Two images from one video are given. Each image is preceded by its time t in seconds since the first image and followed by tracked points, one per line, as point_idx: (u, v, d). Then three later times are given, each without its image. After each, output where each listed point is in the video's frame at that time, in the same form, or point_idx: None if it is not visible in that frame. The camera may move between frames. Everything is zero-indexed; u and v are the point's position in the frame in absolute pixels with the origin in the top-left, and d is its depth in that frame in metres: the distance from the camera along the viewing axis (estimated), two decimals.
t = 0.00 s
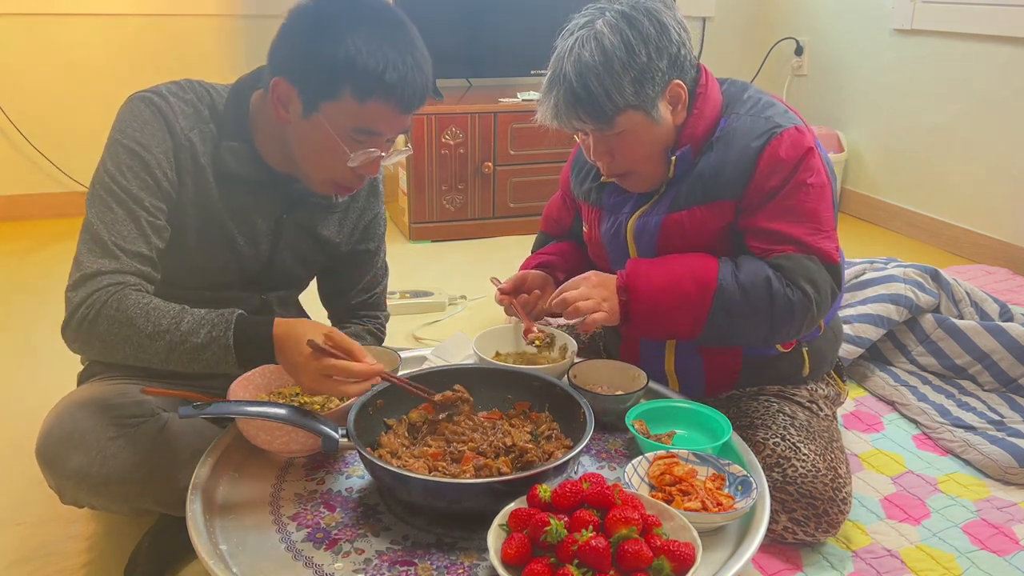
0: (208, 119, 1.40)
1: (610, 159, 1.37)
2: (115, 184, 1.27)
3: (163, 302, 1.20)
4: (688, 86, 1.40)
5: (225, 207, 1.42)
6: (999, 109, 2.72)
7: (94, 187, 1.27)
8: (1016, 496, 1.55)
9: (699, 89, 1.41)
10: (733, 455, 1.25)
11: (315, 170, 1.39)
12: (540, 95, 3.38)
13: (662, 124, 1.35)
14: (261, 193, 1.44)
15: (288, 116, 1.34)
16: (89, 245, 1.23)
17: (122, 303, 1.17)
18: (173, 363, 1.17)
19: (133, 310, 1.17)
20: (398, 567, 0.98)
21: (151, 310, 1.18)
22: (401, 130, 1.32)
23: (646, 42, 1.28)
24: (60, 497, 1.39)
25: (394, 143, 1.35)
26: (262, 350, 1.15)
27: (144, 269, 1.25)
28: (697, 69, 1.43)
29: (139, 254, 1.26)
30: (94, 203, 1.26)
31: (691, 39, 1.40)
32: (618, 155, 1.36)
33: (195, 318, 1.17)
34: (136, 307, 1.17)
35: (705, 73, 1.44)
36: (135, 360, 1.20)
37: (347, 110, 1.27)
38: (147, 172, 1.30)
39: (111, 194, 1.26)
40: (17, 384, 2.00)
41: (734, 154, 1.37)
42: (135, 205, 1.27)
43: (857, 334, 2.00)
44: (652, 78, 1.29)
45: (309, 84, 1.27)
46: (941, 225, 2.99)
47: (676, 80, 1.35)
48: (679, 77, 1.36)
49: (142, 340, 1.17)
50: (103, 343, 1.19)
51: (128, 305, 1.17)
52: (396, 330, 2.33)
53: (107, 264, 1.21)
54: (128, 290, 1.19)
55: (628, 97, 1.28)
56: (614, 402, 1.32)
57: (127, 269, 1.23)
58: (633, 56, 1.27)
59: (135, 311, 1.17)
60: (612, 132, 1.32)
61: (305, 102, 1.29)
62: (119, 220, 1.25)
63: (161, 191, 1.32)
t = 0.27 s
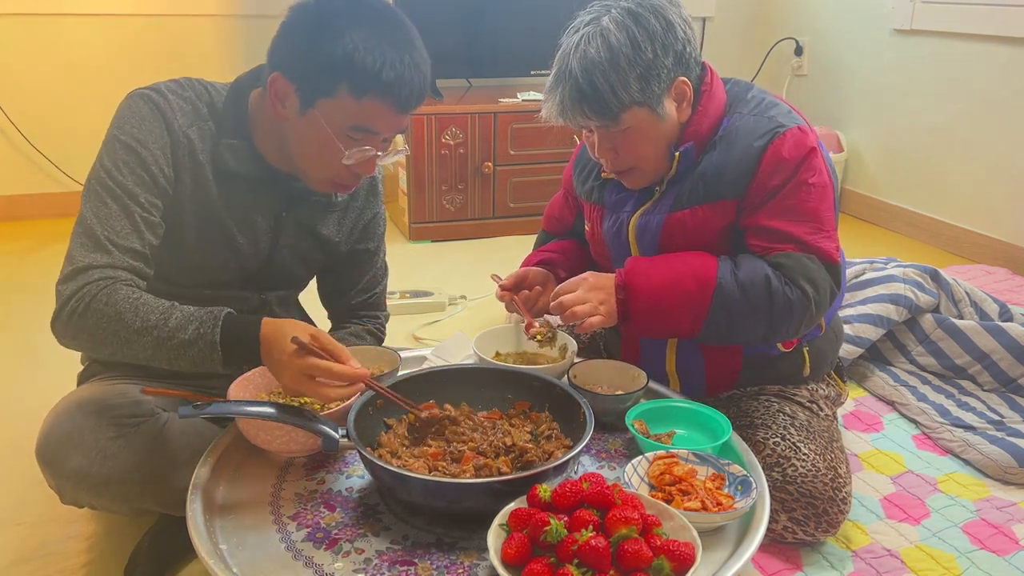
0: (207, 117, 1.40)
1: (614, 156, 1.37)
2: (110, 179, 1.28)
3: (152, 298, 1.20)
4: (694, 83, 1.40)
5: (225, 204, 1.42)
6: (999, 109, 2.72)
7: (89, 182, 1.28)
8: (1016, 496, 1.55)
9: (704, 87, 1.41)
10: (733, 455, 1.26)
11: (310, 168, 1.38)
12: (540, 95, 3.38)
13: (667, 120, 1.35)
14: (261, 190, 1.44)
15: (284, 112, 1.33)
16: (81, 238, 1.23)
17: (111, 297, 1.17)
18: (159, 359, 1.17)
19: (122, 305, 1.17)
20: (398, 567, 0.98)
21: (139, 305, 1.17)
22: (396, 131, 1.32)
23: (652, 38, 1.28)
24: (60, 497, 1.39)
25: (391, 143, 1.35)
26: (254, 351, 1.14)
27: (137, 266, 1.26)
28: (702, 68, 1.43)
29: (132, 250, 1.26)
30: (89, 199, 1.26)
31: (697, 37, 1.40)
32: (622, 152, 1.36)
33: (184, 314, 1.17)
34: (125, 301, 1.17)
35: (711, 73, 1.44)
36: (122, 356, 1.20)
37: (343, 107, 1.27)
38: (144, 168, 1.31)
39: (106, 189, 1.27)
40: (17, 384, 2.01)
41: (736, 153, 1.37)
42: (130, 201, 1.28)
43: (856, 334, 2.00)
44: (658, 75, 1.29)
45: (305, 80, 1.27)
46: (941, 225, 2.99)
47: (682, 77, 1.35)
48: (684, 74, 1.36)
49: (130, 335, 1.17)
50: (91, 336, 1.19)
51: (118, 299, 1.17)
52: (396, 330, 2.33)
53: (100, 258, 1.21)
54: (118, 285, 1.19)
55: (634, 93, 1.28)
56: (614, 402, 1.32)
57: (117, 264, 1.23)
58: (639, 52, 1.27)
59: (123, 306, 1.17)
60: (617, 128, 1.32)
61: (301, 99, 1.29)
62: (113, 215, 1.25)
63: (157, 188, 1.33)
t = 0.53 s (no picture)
0: (206, 118, 1.41)
1: (613, 155, 1.37)
2: (104, 177, 1.28)
3: (139, 287, 1.19)
4: (693, 83, 1.40)
5: (224, 205, 1.42)
6: (999, 109, 2.72)
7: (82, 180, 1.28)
8: (1016, 496, 1.55)
9: (703, 86, 1.41)
10: (733, 455, 1.26)
11: (307, 166, 1.38)
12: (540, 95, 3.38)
13: (666, 119, 1.35)
14: (261, 190, 1.44)
15: (282, 111, 1.33)
16: (70, 234, 1.23)
17: (96, 289, 1.17)
18: (146, 349, 1.16)
19: (108, 296, 1.16)
20: (398, 567, 0.98)
21: (125, 296, 1.17)
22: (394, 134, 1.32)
23: (651, 37, 1.28)
24: (61, 497, 1.40)
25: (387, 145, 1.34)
26: (234, 343, 1.13)
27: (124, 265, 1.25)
28: (702, 67, 1.43)
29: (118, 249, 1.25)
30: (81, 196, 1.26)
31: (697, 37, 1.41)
32: (621, 151, 1.36)
33: (170, 301, 1.16)
34: (111, 292, 1.16)
35: (710, 72, 1.44)
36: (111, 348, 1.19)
37: (339, 108, 1.27)
38: (139, 168, 1.31)
39: (98, 187, 1.27)
40: (17, 383, 2.01)
41: (735, 153, 1.37)
42: (121, 200, 1.28)
43: (857, 334, 2.00)
44: (658, 74, 1.29)
45: (303, 79, 1.27)
46: (941, 225, 2.99)
47: (681, 76, 1.35)
48: (684, 73, 1.36)
49: (116, 326, 1.16)
50: (80, 331, 1.19)
51: (103, 291, 1.16)
52: (396, 330, 2.33)
53: (87, 254, 1.21)
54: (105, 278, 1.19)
55: (633, 92, 1.28)
56: (614, 402, 1.32)
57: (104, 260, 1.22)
58: (638, 51, 1.27)
59: (109, 297, 1.16)
60: (617, 127, 1.32)
61: (299, 99, 1.29)
62: (103, 214, 1.25)
63: (150, 188, 1.33)
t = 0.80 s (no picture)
0: (206, 119, 1.41)
1: (613, 154, 1.37)
2: (99, 169, 1.26)
3: (117, 266, 1.17)
4: (693, 83, 1.40)
5: (224, 205, 1.42)
6: (999, 109, 2.72)
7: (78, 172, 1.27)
8: (1016, 496, 1.55)
9: (703, 87, 1.41)
10: (733, 455, 1.26)
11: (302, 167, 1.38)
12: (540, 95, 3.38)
13: (666, 119, 1.35)
14: (260, 191, 1.44)
15: (277, 112, 1.34)
16: (60, 223, 1.21)
17: (77, 269, 1.14)
18: (123, 325, 1.14)
19: (86, 275, 1.14)
20: (398, 567, 0.98)
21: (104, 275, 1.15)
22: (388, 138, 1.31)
23: (652, 36, 1.29)
24: (60, 497, 1.40)
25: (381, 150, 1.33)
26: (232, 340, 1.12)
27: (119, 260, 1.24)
28: (702, 67, 1.43)
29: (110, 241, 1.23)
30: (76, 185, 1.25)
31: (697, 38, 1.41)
32: (621, 150, 1.36)
33: (148, 276, 1.15)
34: (89, 271, 1.14)
35: (710, 72, 1.44)
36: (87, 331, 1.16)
37: (332, 109, 1.26)
38: (137, 164, 1.31)
39: (94, 178, 1.25)
40: (17, 383, 2.01)
41: (737, 154, 1.37)
42: (117, 192, 1.26)
43: (856, 334, 2.00)
44: (658, 73, 1.29)
45: (298, 80, 1.27)
46: (942, 225, 2.99)
47: (681, 76, 1.35)
48: (685, 73, 1.36)
49: (93, 304, 1.14)
50: (58, 315, 1.16)
51: (83, 271, 1.14)
52: (396, 331, 2.33)
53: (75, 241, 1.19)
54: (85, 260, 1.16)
55: (634, 91, 1.28)
56: (614, 402, 1.32)
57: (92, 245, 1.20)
58: (639, 50, 1.27)
59: (87, 275, 1.14)
60: (617, 126, 1.31)
61: (293, 99, 1.29)
62: (95, 203, 1.23)
63: (146, 184, 1.32)
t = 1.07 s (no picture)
0: (207, 123, 1.41)
1: (618, 155, 1.36)
2: (105, 168, 1.26)
3: (136, 278, 1.17)
4: (700, 86, 1.40)
5: (224, 207, 1.42)
6: (998, 109, 2.72)
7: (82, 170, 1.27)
8: (1016, 496, 1.55)
9: (710, 89, 1.41)
10: (733, 455, 1.26)
11: (302, 174, 1.38)
12: (540, 95, 3.38)
13: (673, 123, 1.35)
14: (260, 194, 1.44)
15: (277, 116, 1.34)
16: (67, 219, 1.20)
17: (92, 274, 1.14)
18: (137, 339, 1.11)
19: (104, 281, 1.13)
20: (398, 567, 0.98)
21: (122, 284, 1.14)
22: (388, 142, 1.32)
23: (661, 40, 1.29)
24: (60, 497, 1.40)
25: (380, 154, 1.33)
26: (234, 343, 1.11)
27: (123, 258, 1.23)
28: (709, 69, 1.43)
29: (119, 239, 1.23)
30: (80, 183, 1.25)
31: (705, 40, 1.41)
32: (626, 152, 1.36)
33: (171, 293, 1.13)
34: (107, 279, 1.14)
35: (716, 73, 1.44)
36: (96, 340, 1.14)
37: (331, 113, 1.26)
38: (140, 162, 1.31)
39: (100, 175, 1.25)
40: (17, 383, 2.01)
41: (751, 159, 1.37)
42: (122, 189, 1.26)
43: (856, 334, 2.02)
44: (666, 77, 1.30)
45: (297, 87, 1.27)
46: (941, 225, 2.99)
47: (688, 80, 1.35)
48: (692, 77, 1.36)
49: (108, 313, 1.12)
50: (66, 317, 1.14)
51: (99, 277, 1.14)
52: (396, 330, 2.33)
53: (86, 240, 1.18)
54: (102, 266, 1.16)
55: (641, 94, 1.28)
56: (614, 402, 1.32)
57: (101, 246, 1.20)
58: (648, 53, 1.27)
59: (104, 283, 1.13)
60: (623, 129, 1.31)
61: (292, 104, 1.29)
62: (104, 201, 1.23)
63: (151, 184, 1.33)
